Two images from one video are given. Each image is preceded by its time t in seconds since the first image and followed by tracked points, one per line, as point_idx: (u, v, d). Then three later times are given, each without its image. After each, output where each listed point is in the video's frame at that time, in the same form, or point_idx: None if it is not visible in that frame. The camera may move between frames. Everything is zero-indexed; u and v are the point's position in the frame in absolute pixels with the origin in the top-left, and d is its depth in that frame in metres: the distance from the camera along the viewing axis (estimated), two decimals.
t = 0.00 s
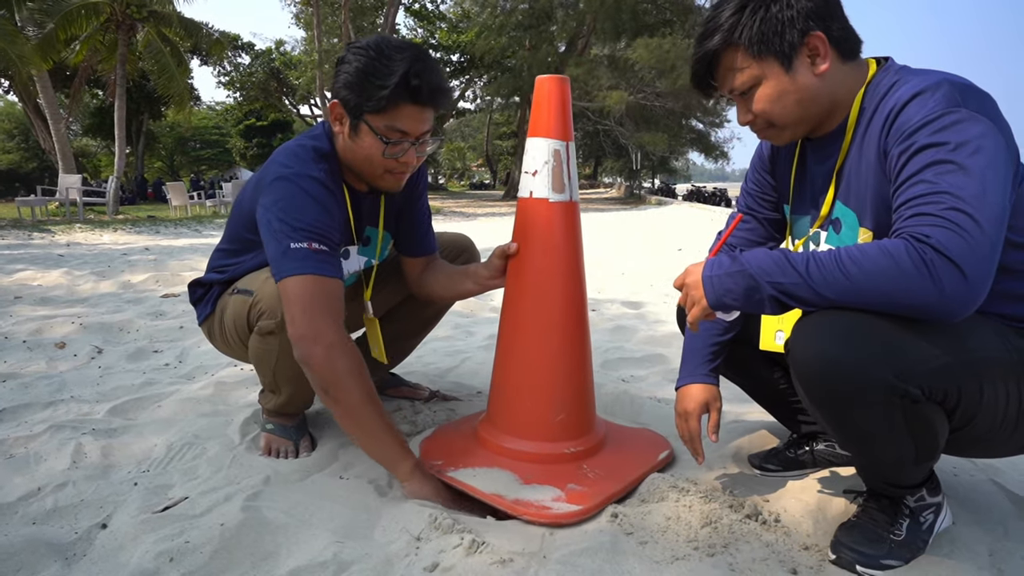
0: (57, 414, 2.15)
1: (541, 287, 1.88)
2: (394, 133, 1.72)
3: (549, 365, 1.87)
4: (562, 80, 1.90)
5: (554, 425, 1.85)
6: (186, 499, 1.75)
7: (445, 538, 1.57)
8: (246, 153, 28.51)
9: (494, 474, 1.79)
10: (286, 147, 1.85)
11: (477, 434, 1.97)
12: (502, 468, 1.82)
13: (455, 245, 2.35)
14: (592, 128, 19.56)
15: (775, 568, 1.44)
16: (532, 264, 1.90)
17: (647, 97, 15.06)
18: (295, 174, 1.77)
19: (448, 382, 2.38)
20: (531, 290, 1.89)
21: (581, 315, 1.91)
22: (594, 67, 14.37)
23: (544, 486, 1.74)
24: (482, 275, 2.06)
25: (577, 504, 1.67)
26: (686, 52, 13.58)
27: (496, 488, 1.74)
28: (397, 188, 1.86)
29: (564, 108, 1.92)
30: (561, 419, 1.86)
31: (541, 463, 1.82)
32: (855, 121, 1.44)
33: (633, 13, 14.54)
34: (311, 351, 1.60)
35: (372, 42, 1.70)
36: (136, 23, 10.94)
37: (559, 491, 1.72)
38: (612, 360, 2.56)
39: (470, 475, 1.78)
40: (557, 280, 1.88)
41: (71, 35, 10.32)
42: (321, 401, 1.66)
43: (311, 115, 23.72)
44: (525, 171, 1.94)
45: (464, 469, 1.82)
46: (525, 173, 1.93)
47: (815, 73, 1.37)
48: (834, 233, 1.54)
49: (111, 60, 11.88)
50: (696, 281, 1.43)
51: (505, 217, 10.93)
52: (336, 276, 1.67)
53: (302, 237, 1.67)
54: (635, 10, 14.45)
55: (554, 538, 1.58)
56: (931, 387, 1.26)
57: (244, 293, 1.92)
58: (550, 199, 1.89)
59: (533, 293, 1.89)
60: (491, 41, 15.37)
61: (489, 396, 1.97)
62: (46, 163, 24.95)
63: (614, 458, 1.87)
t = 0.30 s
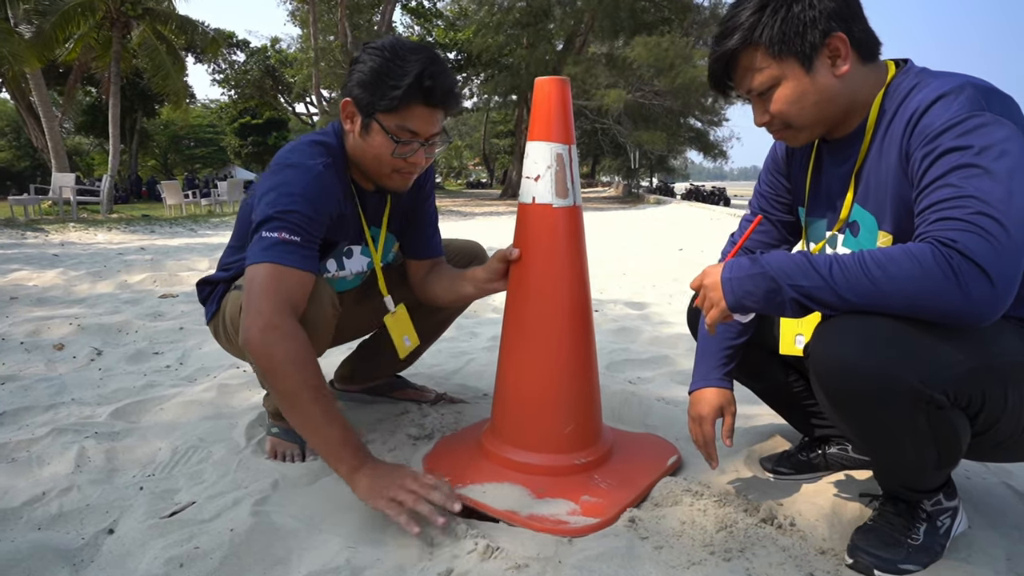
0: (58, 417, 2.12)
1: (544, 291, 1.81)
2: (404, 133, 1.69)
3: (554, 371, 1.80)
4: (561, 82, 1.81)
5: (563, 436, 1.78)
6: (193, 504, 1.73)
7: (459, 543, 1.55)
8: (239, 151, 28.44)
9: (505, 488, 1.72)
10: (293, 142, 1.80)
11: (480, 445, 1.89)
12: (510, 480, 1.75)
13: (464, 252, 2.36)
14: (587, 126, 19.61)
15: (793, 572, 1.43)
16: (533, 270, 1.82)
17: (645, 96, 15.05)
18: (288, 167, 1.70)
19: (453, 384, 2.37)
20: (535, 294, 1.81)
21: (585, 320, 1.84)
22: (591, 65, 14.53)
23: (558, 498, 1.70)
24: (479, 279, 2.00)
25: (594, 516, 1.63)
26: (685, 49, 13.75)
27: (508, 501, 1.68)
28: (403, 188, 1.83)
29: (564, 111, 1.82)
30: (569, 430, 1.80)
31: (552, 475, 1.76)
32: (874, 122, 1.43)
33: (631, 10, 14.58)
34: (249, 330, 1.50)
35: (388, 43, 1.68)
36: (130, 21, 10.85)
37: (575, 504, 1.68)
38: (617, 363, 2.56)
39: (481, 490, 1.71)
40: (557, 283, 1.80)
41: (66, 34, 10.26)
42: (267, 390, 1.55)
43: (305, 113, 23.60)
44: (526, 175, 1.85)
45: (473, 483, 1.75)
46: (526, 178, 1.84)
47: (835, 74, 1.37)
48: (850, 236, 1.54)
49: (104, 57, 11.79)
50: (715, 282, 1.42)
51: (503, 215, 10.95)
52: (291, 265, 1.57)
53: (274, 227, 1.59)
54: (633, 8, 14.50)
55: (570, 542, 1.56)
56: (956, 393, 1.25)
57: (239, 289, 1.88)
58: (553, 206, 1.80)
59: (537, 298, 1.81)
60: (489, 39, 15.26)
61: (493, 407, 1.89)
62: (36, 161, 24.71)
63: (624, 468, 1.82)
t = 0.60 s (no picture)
0: (64, 423, 2.10)
1: (552, 299, 1.78)
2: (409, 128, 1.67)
3: (563, 378, 1.79)
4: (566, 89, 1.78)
5: (574, 442, 1.79)
6: (205, 510, 1.72)
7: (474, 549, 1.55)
8: (233, 150, 28.34)
9: (519, 497, 1.72)
10: (303, 146, 1.80)
11: (490, 452, 1.89)
12: (522, 489, 1.75)
13: (473, 256, 2.34)
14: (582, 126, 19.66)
15: None
16: (541, 277, 1.79)
17: (645, 95, 15.09)
18: (303, 172, 1.71)
19: (460, 389, 2.37)
20: (542, 301, 1.79)
21: (594, 326, 1.82)
22: (591, 66, 14.56)
23: (571, 505, 1.70)
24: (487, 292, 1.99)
25: (608, 523, 1.63)
26: (685, 48, 13.86)
27: (523, 509, 1.68)
28: (409, 186, 1.79)
29: (570, 117, 1.79)
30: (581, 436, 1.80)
31: (564, 482, 1.76)
32: (887, 131, 1.45)
33: (631, 9, 14.63)
34: (314, 344, 1.53)
35: (393, 41, 1.67)
36: (127, 20, 10.79)
37: (588, 511, 1.68)
38: (624, 367, 2.58)
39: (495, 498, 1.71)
40: (565, 291, 1.78)
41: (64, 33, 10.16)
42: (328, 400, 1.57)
43: (300, 112, 23.52)
44: (533, 183, 1.83)
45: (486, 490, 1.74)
46: (533, 186, 1.82)
47: (850, 84, 1.37)
48: (863, 243, 1.55)
49: (101, 57, 11.70)
50: (728, 290, 1.42)
51: (503, 216, 10.98)
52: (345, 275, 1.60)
53: (314, 235, 1.60)
54: (633, 6, 14.55)
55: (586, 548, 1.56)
56: (973, 401, 1.27)
57: (266, 294, 1.88)
58: (559, 214, 1.78)
59: (545, 306, 1.79)
60: (487, 38, 15.22)
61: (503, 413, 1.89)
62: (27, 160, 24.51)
63: (635, 473, 1.83)
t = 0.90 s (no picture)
0: (67, 433, 2.10)
1: (556, 308, 1.79)
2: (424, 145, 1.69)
3: (567, 386, 1.80)
4: (575, 99, 1.78)
5: (580, 452, 1.79)
6: (212, 520, 1.73)
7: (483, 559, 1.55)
8: (227, 148, 28.19)
9: (526, 507, 1.72)
10: (308, 152, 1.79)
11: (498, 461, 1.90)
12: (529, 497, 1.76)
13: (471, 257, 2.29)
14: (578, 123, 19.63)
15: None
16: (545, 288, 1.79)
17: (646, 92, 15.07)
18: (293, 183, 1.70)
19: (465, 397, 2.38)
20: (545, 310, 1.79)
21: (600, 335, 1.82)
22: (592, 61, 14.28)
23: (578, 515, 1.70)
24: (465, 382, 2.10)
25: (615, 532, 1.63)
26: (687, 45, 13.82)
27: (529, 518, 1.68)
28: (414, 197, 1.83)
29: (579, 126, 1.78)
30: (587, 446, 1.80)
31: (570, 492, 1.77)
32: (890, 129, 1.46)
33: (631, 6, 14.59)
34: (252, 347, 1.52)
35: (412, 55, 1.66)
36: (121, 19, 10.69)
37: (595, 521, 1.68)
38: (629, 373, 2.59)
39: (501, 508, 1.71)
40: (569, 300, 1.78)
41: (61, 31, 10.03)
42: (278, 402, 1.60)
43: (294, 110, 23.38)
44: (538, 194, 1.82)
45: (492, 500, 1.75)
46: (539, 196, 1.81)
47: (852, 85, 1.39)
48: (868, 242, 1.56)
49: (95, 56, 11.59)
50: (714, 320, 1.43)
51: (503, 215, 10.94)
52: (305, 290, 1.60)
53: (287, 247, 1.59)
54: (634, 2, 14.49)
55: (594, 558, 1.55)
56: (984, 422, 1.28)
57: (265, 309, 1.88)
58: (566, 223, 1.77)
59: (547, 314, 1.80)
60: (485, 35, 15.11)
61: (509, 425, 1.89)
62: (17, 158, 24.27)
63: (641, 482, 1.84)
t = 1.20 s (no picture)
0: (73, 442, 2.13)
1: (556, 319, 1.82)
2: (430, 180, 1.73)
3: (564, 397, 1.84)
4: (573, 115, 1.80)
5: (579, 462, 1.83)
6: (219, 529, 1.76)
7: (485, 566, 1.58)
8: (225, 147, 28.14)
9: (527, 514, 1.76)
10: (308, 182, 1.81)
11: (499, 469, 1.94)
12: (529, 506, 1.79)
13: (469, 264, 2.32)
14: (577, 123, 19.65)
15: None
16: (549, 299, 1.83)
17: (646, 92, 15.08)
18: (286, 234, 1.71)
19: (466, 405, 2.41)
20: (546, 321, 1.83)
21: (599, 347, 1.86)
22: (592, 63, 14.31)
23: (578, 523, 1.74)
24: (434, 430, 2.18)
25: (614, 540, 1.66)
26: (687, 45, 13.85)
27: (529, 524, 1.72)
28: (417, 227, 1.86)
29: (577, 143, 1.81)
30: (585, 456, 1.84)
31: (569, 501, 1.80)
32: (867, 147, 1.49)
33: (631, 6, 14.60)
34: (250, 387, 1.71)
35: (418, 91, 1.69)
36: (120, 20, 10.68)
37: (594, 529, 1.71)
38: (628, 380, 2.63)
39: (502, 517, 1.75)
40: (570, 313, 1.82)
41: (60, 34, 10.02)
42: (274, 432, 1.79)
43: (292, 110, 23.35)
44: (537, 208, 1.85)
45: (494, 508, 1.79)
46: (539, 210, 1.84)
47: (834, 101, 1.42)
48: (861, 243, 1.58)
49: (95, 58, 11.58)
50: (707, 440, 1.46)
51: (503, 217, 10.94)
52: (290, 339, 1.71)
53: (273, 300, 1.70)
54: (633, 2, 14.50)
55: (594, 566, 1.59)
56: (982, 443, 1.31)
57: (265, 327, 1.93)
58: (565, 237, 1.80)
59: (547, 325, 1.83)
60: (486, 35, 15.10)
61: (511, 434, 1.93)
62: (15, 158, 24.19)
63: (639, 491, 1.88)
